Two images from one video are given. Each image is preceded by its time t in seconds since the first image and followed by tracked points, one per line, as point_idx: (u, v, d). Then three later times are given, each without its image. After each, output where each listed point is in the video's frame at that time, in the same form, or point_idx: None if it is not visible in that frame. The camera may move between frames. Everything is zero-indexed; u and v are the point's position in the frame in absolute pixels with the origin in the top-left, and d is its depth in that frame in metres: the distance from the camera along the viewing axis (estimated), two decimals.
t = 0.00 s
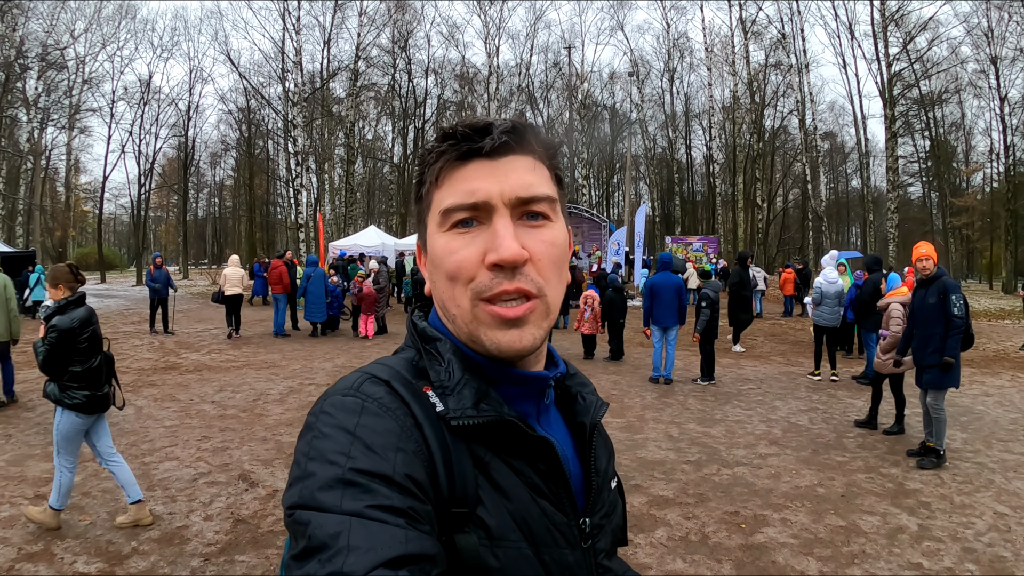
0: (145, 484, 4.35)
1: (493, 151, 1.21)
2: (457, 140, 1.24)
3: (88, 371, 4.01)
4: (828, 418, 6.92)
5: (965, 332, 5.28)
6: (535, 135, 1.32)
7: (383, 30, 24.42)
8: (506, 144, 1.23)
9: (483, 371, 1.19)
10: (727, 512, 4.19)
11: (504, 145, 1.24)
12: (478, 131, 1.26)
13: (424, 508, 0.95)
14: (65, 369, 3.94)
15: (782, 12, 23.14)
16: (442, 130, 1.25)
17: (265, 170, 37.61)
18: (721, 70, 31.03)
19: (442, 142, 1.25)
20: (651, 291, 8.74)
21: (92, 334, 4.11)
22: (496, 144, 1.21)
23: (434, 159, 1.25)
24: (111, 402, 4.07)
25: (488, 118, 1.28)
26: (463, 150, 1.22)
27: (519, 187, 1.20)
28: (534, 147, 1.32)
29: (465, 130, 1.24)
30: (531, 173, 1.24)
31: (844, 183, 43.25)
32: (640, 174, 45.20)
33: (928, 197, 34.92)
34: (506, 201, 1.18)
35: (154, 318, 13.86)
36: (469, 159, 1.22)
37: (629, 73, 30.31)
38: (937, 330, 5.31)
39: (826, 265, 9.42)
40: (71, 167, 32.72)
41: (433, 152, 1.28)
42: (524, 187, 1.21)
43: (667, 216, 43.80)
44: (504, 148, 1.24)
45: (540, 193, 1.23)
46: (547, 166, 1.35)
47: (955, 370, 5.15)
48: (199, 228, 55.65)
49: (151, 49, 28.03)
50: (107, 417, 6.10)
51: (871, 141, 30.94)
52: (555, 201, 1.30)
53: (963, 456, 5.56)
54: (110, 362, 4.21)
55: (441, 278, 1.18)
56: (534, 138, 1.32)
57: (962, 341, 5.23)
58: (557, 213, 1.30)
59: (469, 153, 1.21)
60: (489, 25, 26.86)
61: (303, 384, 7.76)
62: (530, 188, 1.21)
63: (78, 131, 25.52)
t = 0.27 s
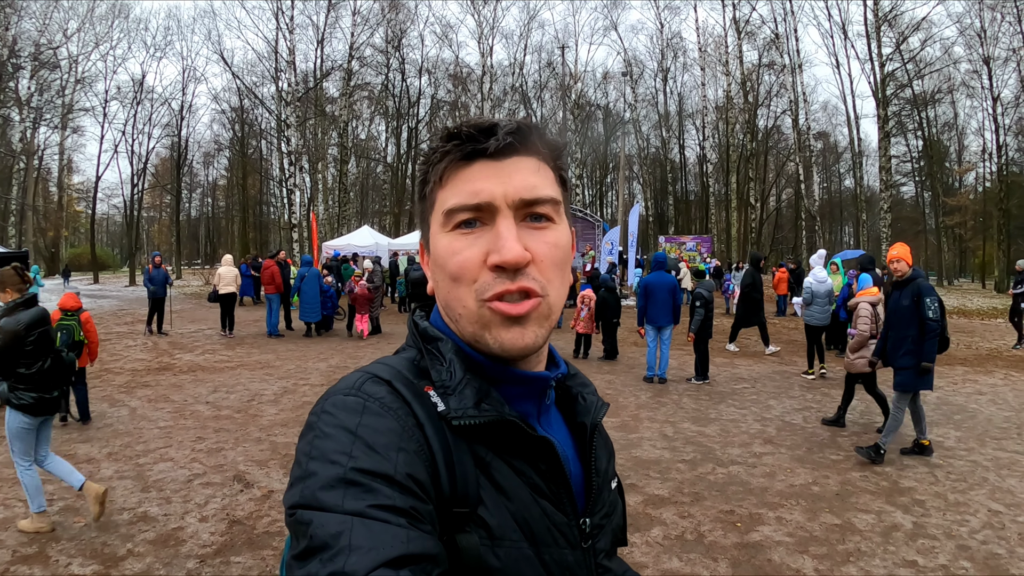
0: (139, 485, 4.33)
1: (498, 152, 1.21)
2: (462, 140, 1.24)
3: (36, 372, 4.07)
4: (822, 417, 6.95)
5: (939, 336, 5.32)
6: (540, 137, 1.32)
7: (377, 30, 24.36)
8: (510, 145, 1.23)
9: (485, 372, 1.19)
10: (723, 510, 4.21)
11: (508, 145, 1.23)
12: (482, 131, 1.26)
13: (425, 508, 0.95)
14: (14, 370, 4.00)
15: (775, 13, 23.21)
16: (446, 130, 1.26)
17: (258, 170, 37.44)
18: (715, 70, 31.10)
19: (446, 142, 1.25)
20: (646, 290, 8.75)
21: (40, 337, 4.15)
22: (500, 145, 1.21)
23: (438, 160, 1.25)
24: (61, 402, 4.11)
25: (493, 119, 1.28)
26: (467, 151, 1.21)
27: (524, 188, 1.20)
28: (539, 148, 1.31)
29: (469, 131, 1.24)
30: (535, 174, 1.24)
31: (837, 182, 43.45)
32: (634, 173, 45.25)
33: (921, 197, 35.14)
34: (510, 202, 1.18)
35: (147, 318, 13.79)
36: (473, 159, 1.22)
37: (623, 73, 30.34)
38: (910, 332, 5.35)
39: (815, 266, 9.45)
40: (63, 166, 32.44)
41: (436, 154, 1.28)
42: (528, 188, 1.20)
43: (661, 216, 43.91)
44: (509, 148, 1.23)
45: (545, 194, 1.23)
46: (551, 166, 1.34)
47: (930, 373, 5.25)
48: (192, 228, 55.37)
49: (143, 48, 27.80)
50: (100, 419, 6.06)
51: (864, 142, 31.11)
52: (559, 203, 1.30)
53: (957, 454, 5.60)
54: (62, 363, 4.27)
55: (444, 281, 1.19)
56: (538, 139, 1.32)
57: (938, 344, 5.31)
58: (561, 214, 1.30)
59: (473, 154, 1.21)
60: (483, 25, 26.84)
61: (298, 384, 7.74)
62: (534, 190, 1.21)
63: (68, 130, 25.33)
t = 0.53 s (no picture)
0: (140, 488, 4.32)
1: (510, 155, 1.22)
2: (474, 141, 1.24)
3: (0, 373, 4.05)
4: (823, 420, 6.94)
5: (910, 340, 5.25)
6: (552, 142, 1.33)
7: (377, 33, 24.42)
8: (521, 149, 1.24)
9: (485, 373, 1.19)
10: (724, 513, 4.21)
11: (521, 150, 1.24)
12: (496, 133, 1.27)
13: (424, 508, 0.96)
14: None
15: (774, 17, 23.26)
16: (459, 130, 1.26)
17: (258, 174, 37.45)
18: (714, 74, 31.15)
19: (458, 142, 1.26)
20: (646, 294, 8.77)
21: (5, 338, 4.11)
22: (512, 148, 1.22)
23: (449, 159, 1.25)
24: (30, 403, 4.16)
25: (507, 122, 1.29)
26: (479, 152, 1.22)
27: (534, 194, 1.20)
28: (551, 153, 1.32)
29: (482, 132, 1.25)
30: (546, 179, 1.25)
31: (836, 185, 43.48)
32: (634, 177, 45.28)
33: (920, 199, 35.16)
34: (520, 207, 1.19)
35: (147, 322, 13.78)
36: (485, 161, 1.22)
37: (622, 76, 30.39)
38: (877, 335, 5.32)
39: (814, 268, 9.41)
40: (63, 170, 32.47)
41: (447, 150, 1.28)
42: (537, 194, 1.21)
43: (661, 219, 43.90)
44: (521, 153, 1.24)
45: (554, 200, 1.24)
46: (560, 170, 1.35)
47: (896, 378, 5.24)
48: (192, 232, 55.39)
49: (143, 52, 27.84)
50: (100, 422, 6.06)
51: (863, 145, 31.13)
52: (567, 209, 1.30)
53: (957, 456, 5.60)
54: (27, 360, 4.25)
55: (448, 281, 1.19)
56: (550, 143, 1.33)
57: (907, 350, 5.27)
58: (569, 220, 1.30)
59: (485, 155, 1.21)
60: (483, 29, 26.90)
61: (298, 388, 7.73)
62: (543, 195, 1.22)
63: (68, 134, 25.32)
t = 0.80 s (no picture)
0: (150, 493, 4.35)
1: (630, 219, 1.17)
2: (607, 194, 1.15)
3: None
4: (833, 426, 6.88)
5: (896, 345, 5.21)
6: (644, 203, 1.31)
7: (387, 42, 24.64)
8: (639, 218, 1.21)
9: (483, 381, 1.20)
10: (734, 520, 4.18)
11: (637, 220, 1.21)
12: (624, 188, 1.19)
13: (420, 509, 0.97)
14: None
15: (782, 22, 23.22)
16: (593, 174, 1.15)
17: (268, 180, 37.78)
18: (723, 79, 31.18)
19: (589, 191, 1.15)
20: (657, 300, 8.77)
21: None
22: (635, 218, 1.18)
23: (579, 201, 1.12)
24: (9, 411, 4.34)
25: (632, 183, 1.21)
26: (613, 213, 1.14)
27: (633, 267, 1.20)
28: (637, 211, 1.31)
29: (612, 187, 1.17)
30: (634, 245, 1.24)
31: (846, 191, 43.27)
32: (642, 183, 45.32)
33: (931, 204, 34.93)
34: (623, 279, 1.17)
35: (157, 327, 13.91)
36: (611, 223, 1.14)
37: (630, 82, 30.48)
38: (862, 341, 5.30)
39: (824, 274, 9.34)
40: (76, 176, 32.89)
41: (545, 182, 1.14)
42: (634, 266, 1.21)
43: (669, 225, 43.83)
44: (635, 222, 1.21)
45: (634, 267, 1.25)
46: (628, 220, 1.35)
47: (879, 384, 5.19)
48: (203, 238, 55.87)
49: (156, 60, 28.21)
50: (111, 426, 6.11)
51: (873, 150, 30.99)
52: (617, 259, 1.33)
53: (970, 463, 5.53)
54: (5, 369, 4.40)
55: (505, 305, 1.12)
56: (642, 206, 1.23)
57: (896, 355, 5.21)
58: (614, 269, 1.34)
59: (614, 217, 1.14)
60: (492, 36, 27.07)
61: (308, 394, 7.77)
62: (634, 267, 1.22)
63: (82, 141, 25.68)
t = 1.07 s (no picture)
0: (158, 488, 4.40)
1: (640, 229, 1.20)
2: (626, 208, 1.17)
3: None
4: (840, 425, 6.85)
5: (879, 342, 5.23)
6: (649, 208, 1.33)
7: (395, 39, 24.60)
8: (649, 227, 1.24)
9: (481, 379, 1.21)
10: (739, 518, 4.17)
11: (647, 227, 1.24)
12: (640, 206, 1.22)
13: (415, 507, 0.97)
14: None
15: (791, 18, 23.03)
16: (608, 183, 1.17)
17: (277, 178, 37.92)
18: (732, 76, 30.96)
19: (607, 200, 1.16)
20: (665, 297, 8.76)
21: None
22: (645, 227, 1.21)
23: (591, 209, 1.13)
24: None
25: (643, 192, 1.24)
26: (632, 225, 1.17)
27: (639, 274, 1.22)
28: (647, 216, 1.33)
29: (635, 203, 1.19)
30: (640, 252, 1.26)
31: (856, 188, 42.92)
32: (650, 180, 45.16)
33: (941, 201, 34.63)
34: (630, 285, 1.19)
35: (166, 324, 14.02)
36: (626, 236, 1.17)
37: (638, 79, 30.33)
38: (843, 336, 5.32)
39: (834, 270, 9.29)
40: (85, 174, 33.12)
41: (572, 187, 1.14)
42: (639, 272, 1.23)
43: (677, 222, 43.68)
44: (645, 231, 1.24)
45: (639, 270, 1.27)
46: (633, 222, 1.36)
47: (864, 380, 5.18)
48: (212, 236, 56.18)
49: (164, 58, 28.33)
50: (121, 423, 6.18)
51: (883, 146, 30.70)
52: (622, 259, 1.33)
53: (979, 462, 5.50)
54: None
55: (511, 308, 1.12)
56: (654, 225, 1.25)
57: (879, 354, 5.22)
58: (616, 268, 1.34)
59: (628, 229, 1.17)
60: (500, 33, 26.97)
61: (316, 390, 7.82)
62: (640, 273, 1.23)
63: (92, 139, 25.85)
